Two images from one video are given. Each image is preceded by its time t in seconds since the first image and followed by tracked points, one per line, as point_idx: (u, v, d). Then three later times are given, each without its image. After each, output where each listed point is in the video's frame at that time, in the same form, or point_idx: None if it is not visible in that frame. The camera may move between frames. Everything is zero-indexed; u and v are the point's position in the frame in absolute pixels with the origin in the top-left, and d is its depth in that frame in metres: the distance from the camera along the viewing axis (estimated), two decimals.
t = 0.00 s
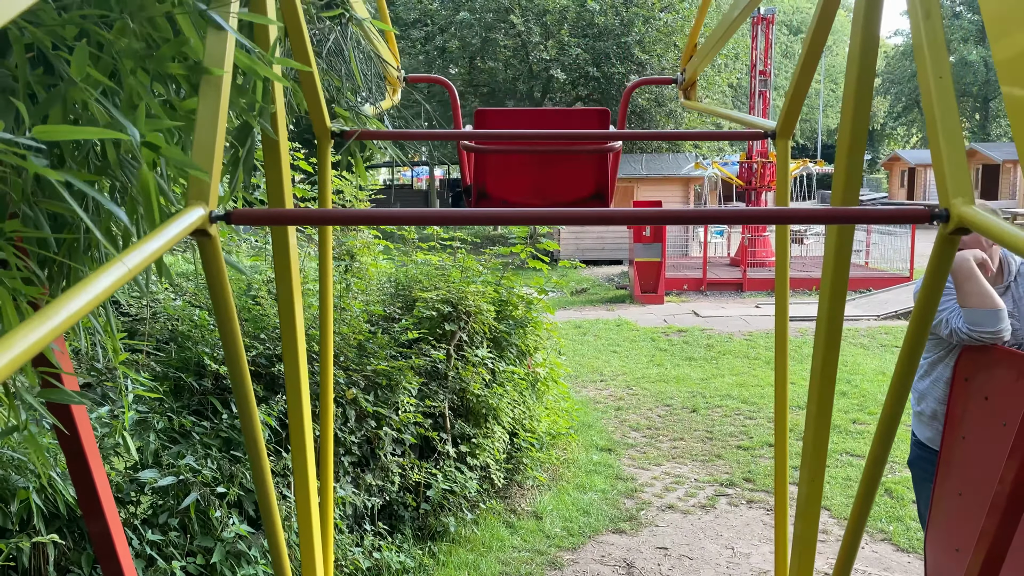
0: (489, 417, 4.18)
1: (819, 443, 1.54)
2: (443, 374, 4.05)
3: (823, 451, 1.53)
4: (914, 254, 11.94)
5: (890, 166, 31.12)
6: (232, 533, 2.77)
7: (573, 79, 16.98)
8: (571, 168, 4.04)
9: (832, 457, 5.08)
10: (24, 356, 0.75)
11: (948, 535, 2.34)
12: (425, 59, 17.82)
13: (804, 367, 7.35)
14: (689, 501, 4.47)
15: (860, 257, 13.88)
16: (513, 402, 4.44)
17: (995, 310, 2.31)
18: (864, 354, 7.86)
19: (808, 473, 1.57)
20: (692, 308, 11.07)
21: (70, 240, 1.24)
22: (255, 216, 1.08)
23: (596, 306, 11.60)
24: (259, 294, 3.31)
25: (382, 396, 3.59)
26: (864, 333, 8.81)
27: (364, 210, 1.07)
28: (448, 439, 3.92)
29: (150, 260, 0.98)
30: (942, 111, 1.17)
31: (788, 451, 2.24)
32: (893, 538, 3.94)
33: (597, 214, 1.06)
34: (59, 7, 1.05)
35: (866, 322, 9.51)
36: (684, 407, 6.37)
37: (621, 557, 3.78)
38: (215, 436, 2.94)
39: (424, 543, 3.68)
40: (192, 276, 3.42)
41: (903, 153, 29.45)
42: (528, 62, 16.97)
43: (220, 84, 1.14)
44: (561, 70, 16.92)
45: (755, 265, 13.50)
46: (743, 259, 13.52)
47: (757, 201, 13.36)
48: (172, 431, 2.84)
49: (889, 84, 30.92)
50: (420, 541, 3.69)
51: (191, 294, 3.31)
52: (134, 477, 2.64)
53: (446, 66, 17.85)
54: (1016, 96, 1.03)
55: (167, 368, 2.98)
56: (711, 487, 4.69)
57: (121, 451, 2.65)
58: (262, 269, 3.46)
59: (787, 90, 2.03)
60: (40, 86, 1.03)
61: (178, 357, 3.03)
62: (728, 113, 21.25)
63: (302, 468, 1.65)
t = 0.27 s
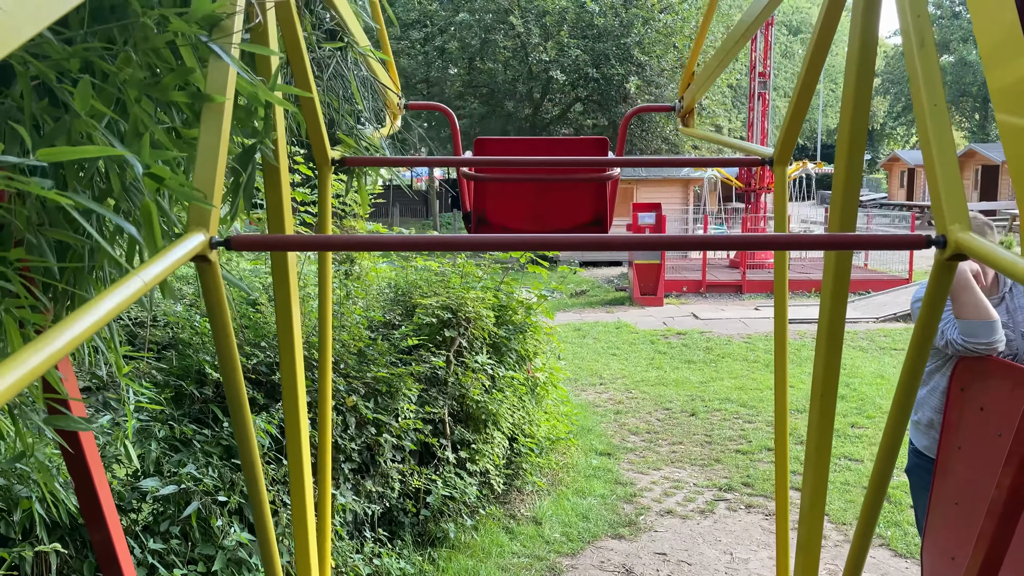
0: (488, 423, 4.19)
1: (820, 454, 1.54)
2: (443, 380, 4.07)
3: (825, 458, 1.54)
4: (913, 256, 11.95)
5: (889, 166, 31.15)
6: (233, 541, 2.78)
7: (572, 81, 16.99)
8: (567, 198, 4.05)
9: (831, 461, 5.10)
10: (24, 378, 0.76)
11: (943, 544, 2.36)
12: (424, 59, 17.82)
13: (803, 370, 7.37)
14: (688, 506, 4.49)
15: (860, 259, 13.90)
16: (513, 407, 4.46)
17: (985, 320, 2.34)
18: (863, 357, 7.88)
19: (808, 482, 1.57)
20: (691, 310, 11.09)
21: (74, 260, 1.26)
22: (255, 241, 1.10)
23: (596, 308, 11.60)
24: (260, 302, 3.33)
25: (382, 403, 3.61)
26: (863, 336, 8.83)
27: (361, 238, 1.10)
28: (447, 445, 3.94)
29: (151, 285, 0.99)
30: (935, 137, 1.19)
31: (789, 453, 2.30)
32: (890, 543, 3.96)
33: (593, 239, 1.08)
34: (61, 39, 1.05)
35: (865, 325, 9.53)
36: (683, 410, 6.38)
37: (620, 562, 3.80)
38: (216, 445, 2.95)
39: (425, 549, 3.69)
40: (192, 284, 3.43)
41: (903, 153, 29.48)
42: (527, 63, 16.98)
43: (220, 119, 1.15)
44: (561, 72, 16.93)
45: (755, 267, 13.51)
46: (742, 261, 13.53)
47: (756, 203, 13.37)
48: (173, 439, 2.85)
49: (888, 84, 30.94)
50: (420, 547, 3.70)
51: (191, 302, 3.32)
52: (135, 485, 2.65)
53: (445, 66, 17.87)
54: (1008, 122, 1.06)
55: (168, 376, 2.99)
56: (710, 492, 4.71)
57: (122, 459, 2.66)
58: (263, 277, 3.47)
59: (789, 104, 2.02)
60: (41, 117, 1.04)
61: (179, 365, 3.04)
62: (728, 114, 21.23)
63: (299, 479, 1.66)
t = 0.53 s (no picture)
0: (488, 428, 4.21)
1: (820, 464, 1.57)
2: (443, 385, 4.09)
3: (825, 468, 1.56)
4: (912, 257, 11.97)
5: (889, 166, 31.16)
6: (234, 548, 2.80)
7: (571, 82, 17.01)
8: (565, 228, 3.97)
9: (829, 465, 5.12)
10: (31, 398, 0.78)
11: (940, 551, 2.38)
12: (424, 59, 17.86)
13: (802, 372, 7.39)
14: (687, 510, 4.51)
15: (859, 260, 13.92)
16: (513, 411, 4.48)
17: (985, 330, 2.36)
18: (861, 359, 7.89)
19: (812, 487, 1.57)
20: (690, 311, 11.12)
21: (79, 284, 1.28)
22: (256, 264, 1.13)
23: (595, 309, 11.63)
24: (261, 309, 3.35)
25: (382, 409, 3.63)
26: (862, 338, 8.85)
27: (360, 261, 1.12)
28: (447, 450, 3.96)
29: (156, 308, 1.01)
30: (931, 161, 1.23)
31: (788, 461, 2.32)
32: (888, 547, 3.98)
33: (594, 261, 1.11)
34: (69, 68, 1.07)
35: (864, 326, 9.55)
36: (682, 413, 6.40)
37: (619, 567, 3.83)
38: (218, 452, 2.97)
39: (425, 554, 3.71)
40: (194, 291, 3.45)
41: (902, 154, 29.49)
42: (527, 64, 17.00)
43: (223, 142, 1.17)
44: (560, 73, 16.95)
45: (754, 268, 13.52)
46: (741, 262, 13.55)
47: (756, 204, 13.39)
48: (176, 446, 2.87)
49: (887, 84, 30.96)
50: (420, 552, 3.72)
51: (192, 308, 3.34)
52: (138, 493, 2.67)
53: (445, 67, 17.89)
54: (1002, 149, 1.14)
55: (170, 383, 3.01)
56: (709, 496, 4.73)
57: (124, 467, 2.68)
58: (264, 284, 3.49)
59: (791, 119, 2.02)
60: (45, 147, 1.06)
61: (181, 372, 3.06)
62: (728, 115, 21.25)
63: (296, 495, 1.67)
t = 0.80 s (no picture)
0: (488, 432, 4.24)
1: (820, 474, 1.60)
2: (443, 390, 4.11)
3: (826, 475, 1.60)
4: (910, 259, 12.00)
5: (888, 166, 31.18)
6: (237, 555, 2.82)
7: (570, 82, 17.02)
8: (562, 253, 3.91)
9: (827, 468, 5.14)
10: (38, 418, 0.80)
11: (933, 557, 2.41)
12: (423, 60, 17.88)
13: (800, 374, 7.41)
14: (686, 513, 4.53)
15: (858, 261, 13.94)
16: (512, 415, 4.51)
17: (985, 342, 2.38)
18: (860, 361, 7.91)
19: (813, 484, 1.69)
20: (689, 313, 11.14)
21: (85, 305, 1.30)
22: (259, 287, 1.17)
23: (594, 311, 11.64)
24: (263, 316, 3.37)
25: (383, 414, 3.65)
26: (860, 340, 8.87)
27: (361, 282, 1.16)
28: (447, 455, 3.98)
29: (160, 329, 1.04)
30: (925, 187, 1.27)
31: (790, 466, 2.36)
32: (885, 551, 4.01)
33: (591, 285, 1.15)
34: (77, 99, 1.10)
35: (862, 328, 9.58)
36: (681, 416, 6.42)
37: (618, 571, 3.86)
38: (220, 458, 2.99)
39: (426, 558, 3.74)
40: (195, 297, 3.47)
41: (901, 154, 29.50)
42: (526, 65, 17.00)
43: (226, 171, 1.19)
44: (559, 73, 16.96)
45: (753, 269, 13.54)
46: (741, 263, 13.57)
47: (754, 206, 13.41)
48: (178, 453, 2.89)
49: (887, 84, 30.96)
50: (421, 556, 3.75)
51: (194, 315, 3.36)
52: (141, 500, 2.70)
53: (444, 67, 17.89)
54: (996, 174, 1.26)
55: (172, 390, 3.03)
56: (707, 499, 4.75)
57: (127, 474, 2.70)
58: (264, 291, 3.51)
59: (789, 130, 2.04)
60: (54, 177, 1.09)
61: (183, 379, 3.08)
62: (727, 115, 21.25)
63: (295, 506, 1.70)
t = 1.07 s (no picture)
0: (488, 437, 4.26)
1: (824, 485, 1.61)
2: (442, 395, 4.12)
3: (830, 485, 1.61)
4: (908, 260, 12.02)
5: (886, 166, 31.19)
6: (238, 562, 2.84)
7: (570, 82, 17.01)
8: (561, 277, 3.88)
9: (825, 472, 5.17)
10: (41, 436, 0.80)
11: (930, 565, 2.43)
12: (423, 60, 17.87)
13: (798, 376, 7.43)
14: (684, 517, 4.55)
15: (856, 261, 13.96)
16: (512, 420, 4.53)
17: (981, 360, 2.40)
18: (858, 363, 7.94)
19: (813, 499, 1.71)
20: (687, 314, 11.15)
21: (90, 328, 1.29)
22: (260, 312, 1.19)
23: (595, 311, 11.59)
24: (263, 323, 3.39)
25: (383, 420, 3.67)
26: (858, 341, 8.90)
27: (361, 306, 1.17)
28: (447, 460, 4.00)
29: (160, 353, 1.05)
30: (921, 215, 1.28)
31: (790, 473, 2.38)
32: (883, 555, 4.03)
33: (592, 308, 1.16)
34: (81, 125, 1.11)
35: (861, 330, 9.60)
36: (679, 419, 6.44)
37: None
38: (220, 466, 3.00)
39: (425, 563, 3.76)
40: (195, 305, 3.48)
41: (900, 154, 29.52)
42: (525, 65, 16.99)
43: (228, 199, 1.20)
44: (558, 74, 16.96)
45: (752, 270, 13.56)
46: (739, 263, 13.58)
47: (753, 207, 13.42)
48: (179, 460, 2.91)
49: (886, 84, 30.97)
50: (420, 562, 3.77)
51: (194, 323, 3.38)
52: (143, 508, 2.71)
53: (443, 66, 17.89)
54: None
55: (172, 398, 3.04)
56: (706, 503, 4.77)
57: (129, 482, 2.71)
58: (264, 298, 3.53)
59: (787, 160, 2.02)
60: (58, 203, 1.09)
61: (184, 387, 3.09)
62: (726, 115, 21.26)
63: (293, 520, 1.71)
